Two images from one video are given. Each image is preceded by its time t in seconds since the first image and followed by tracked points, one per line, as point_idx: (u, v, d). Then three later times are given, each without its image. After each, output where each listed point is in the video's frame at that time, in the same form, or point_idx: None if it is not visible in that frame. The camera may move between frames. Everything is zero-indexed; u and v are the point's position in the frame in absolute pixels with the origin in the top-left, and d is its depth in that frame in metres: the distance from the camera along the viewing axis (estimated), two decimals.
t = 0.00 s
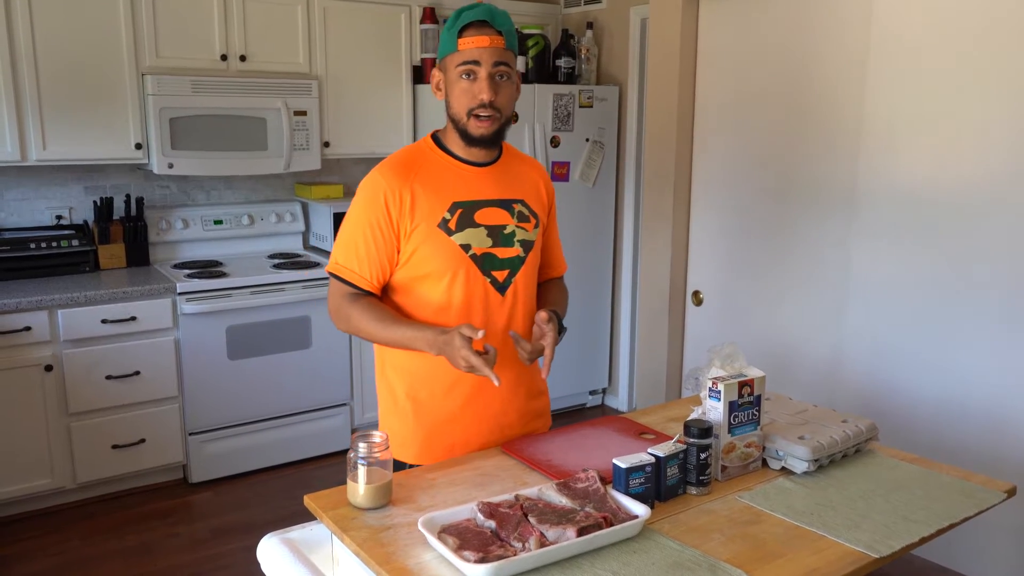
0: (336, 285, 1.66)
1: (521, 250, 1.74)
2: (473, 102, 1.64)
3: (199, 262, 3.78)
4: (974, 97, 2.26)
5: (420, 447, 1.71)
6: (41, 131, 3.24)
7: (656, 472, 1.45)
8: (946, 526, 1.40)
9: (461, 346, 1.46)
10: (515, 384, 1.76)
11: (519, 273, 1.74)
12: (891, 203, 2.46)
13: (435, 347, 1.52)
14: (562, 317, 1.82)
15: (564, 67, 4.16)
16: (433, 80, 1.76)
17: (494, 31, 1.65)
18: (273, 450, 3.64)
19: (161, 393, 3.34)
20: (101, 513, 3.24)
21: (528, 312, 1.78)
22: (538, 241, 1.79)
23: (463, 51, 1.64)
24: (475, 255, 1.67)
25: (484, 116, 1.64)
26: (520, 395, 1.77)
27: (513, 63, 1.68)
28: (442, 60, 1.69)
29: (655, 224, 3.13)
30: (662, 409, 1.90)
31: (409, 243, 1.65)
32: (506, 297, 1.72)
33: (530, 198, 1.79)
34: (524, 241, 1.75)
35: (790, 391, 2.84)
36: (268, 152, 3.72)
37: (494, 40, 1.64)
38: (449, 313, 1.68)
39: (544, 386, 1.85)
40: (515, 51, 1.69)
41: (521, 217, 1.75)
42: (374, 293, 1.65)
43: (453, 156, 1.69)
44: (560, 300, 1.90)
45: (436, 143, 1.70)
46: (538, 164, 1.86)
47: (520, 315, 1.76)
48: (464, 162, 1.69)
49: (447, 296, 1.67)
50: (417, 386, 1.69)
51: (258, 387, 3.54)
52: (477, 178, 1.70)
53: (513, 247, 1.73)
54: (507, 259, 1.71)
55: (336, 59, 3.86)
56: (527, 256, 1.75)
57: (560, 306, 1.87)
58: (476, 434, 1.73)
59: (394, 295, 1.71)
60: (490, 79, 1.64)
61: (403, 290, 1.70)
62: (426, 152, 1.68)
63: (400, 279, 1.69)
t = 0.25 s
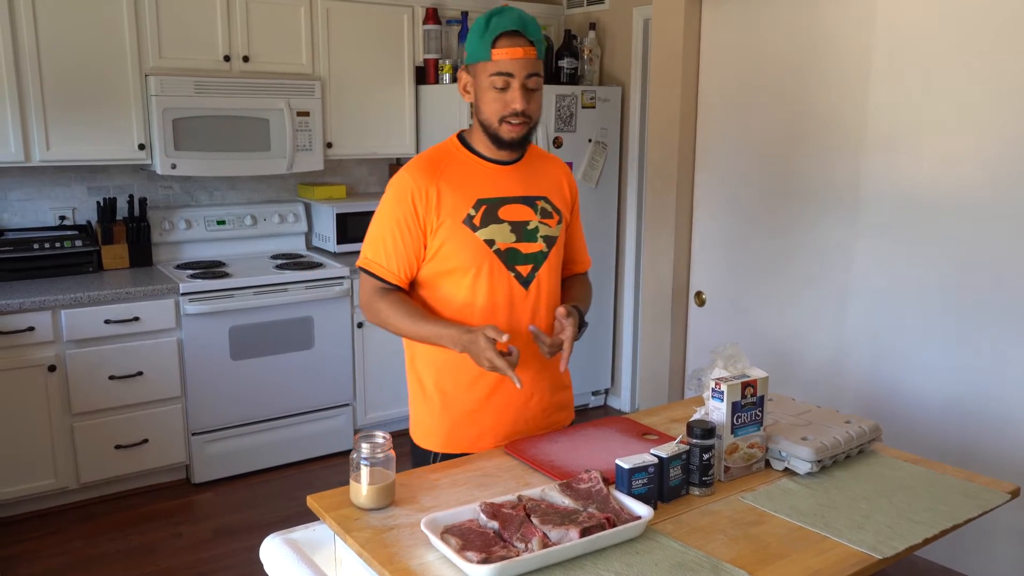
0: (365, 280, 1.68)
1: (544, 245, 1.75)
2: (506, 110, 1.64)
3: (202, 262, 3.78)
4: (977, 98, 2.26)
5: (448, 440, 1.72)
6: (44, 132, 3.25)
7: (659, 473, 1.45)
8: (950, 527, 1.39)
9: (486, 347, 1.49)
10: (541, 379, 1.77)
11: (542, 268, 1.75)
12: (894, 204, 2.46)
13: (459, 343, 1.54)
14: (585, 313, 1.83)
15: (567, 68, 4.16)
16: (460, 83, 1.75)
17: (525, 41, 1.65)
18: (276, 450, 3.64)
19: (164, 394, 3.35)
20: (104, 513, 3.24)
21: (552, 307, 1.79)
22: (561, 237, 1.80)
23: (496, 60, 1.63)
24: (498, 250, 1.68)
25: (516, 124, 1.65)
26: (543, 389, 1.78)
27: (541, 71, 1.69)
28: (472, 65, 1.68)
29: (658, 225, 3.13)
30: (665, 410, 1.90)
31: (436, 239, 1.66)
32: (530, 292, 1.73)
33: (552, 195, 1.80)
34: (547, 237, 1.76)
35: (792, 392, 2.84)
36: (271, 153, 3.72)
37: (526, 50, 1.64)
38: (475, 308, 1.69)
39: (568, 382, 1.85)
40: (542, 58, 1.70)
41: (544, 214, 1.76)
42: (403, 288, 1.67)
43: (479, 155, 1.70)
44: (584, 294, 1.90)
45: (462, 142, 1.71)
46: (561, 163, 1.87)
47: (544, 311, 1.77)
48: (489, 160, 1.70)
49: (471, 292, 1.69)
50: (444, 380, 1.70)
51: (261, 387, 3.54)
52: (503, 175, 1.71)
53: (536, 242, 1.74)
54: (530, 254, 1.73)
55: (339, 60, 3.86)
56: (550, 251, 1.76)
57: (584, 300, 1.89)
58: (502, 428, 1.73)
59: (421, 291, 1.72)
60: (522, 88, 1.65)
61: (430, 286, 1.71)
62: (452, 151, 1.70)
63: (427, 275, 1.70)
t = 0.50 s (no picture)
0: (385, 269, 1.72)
1: (558, 244, 1.75)
2: (523, 117, 1.66)
3: (203, 263, 3.78)
4: (978, 98, 2.25)
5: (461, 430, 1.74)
6: (46, 132, 3.25)
7: (659, 473, 1.45)
8: (950, 528, 1.39)
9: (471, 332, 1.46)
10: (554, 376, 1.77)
11: (555, 265, 1.74)
12: (895, 204, 2.46)
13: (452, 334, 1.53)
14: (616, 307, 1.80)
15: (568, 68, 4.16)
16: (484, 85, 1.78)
17: (548, 51, 1.66)
18: (277, 451, 3.64)
19: (166, 394, 3.35)
20: (105, 514, 3.24)
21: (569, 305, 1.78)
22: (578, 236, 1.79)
23: (517, 68, 1.65)
24: (511, 247, 1.69)
25: (533, 131, 1.67)
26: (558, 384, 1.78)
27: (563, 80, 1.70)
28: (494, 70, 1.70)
29: (659, 225, 3.13)
30: (665, 410, 1.90)
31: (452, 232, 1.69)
32: (541, 288, 1.72)
33: (570, 193, 1.79)
34: (562, 236, 1.75)
35: (793, 392, 2.83)
36: (272, 154, 3.73)
37: (548, 60, 1.65)
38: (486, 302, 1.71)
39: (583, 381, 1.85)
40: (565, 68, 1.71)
41: (560, 212, 1.76)
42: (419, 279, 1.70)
43: (497, 154, 1.72)
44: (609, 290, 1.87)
45: (482, 140, 1.73)
46: (585, 162, 1.86)
47: (560, 307, 1.76)
48: (507, 159, 1.72)
49: (484, 286, 1.70)
50: (459, 371, 1.72)
51: (261, 388, 3.54)
52: (520, 173, 1.73)
53: (550, 240, 1.73)
54: (543, 252, 1.72)
55: (340, 60, 3.87)
56: (565, 249, 1.76)
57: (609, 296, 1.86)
58: (516, 421, 1.74)
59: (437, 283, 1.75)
60: (542, 97, 1.66)
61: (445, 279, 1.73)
62: (472, 149, 1.72)
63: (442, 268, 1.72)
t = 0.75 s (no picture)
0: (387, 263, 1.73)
1: (559, 243, 1.74)
2: (541, 120, 1.66)
3: (203, 263, 3.78)
4: (976, 97, 2.25)
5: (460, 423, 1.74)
6: (45, 133, 3.25)
7: (658, 473, 1.45)
8: (950, 527, 1.39)
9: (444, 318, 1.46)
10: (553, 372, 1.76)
11: (555, 263, 1.74)
12: (895, 203, 2.46)
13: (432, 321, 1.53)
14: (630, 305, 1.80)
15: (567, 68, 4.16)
16: (494, 86, 1.76)
17: (565, 57, 1.66)
18: (277, 451, 3.64)
19: (165, 395, 3.35)
20: (105, 514, 3.24)
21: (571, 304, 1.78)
22: (580, 236, 1.79)
23: (536, 73, 1.64)
24: (511, 243, 1.69)
25: (550, 134, 1.67)
26: (557, 382, 1.77)
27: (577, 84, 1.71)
28: (508, 74, 1.68)
29: (658, 225, 3.13)
30: (665, 411, 1.90)
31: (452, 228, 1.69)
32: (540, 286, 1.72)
33: (574, 193, 1.78)
34: (563, 235, 1.75)
35: (794, 393, 2.83)
36: (271, 154, 3.73)
37: (566, 65, 1.65)
38: (485, 298, 1.70)
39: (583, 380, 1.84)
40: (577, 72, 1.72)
41: (563, 212, 1.76)
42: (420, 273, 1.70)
43: (503, 152, 1.73)
44: (619, 291, 1.86)
45: (488, 138, 1.74)
46: (591, 164, 1.86)
47: (561, 305, 1.75)
48: (512, 157, 1.73)
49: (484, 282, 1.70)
50: (458, 367, 1.73)
51: (261, 388, 3.54)
52: (523, 172, 1.73)
53: (551, 238, 1.73)
54: (543, 250, 1.72)
55: (339, 61, 3.87)
56: (566, 248, 1.75)
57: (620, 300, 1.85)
58: (514, 416, 1.74)
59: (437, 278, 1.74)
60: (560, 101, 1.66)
61: (445, 274, 1.73)
62: (477, 147, 1.73)
63: (443, 263, 1.72)
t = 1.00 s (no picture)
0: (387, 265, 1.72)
1: (559, 245, 1.74)
2: (541, 123, 1.66)
3: (203, 263, 3.78)
4: (976, 96, 2.26)
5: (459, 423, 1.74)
6: (45, 133, 3.25)
7: (658, 473, 1.45)
8: (950, 527, 1.39)
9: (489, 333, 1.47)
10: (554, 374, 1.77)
11: (554, 266, 1.74)
12: (895, 203, 2.46)
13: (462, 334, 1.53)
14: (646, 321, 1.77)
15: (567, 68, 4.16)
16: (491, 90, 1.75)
17: (563, 58, 1.66)
18: (276, 451, 3.64)
19: (165, 395, 3.35)
20: (104, 514, 3.24)
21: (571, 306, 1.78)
22: (580, 238, 1.79)
23: (535, 77, 1.63)
24: (511, 246, 1.70)
25: (550, 136, 1.67)
26: (557, 383, 1.78)
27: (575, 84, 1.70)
28: (506, 77, 1.67)
29: (658, 225, 3.13)
30: (664, 410, 1.90)
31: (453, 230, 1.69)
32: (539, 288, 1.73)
33: (575, 195, 1.78)
34: (563, 237, 1.75)
35: (794, 393, 2.83)
36: (271, 154, 3.73)
37: (564, 67, 1.65)
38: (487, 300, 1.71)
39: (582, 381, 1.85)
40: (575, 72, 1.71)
41: (563, 214, 1.75)
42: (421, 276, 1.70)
43: (503, 153, 1.72)
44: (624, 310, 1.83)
45: (488, 139, 1.73)
46: (591, 164, 1.85)
47: (562, 307, 1.76)
48: (513, 159, 1.72)
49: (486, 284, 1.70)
50: (460, 369, 1.73)
51: (261, 388, 3.54)
52: (524, 174, 1.73)
53: (550, 241, 1.73)
54: (543, 252, 1.72)
55: (339, 60, 3.87)
56: (566, 251, 1.75)
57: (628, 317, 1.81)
58: (515, 418, 1.74)
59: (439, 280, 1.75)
60: (559, 103, 1.66)
61: (446, 275, 1.73)
62: (477, 148, 1.72)
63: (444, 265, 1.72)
